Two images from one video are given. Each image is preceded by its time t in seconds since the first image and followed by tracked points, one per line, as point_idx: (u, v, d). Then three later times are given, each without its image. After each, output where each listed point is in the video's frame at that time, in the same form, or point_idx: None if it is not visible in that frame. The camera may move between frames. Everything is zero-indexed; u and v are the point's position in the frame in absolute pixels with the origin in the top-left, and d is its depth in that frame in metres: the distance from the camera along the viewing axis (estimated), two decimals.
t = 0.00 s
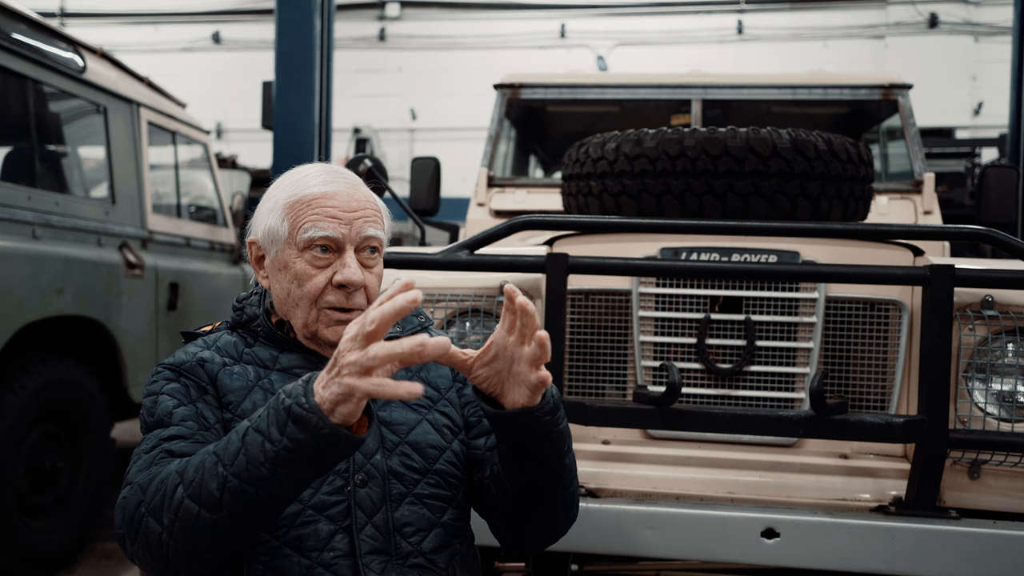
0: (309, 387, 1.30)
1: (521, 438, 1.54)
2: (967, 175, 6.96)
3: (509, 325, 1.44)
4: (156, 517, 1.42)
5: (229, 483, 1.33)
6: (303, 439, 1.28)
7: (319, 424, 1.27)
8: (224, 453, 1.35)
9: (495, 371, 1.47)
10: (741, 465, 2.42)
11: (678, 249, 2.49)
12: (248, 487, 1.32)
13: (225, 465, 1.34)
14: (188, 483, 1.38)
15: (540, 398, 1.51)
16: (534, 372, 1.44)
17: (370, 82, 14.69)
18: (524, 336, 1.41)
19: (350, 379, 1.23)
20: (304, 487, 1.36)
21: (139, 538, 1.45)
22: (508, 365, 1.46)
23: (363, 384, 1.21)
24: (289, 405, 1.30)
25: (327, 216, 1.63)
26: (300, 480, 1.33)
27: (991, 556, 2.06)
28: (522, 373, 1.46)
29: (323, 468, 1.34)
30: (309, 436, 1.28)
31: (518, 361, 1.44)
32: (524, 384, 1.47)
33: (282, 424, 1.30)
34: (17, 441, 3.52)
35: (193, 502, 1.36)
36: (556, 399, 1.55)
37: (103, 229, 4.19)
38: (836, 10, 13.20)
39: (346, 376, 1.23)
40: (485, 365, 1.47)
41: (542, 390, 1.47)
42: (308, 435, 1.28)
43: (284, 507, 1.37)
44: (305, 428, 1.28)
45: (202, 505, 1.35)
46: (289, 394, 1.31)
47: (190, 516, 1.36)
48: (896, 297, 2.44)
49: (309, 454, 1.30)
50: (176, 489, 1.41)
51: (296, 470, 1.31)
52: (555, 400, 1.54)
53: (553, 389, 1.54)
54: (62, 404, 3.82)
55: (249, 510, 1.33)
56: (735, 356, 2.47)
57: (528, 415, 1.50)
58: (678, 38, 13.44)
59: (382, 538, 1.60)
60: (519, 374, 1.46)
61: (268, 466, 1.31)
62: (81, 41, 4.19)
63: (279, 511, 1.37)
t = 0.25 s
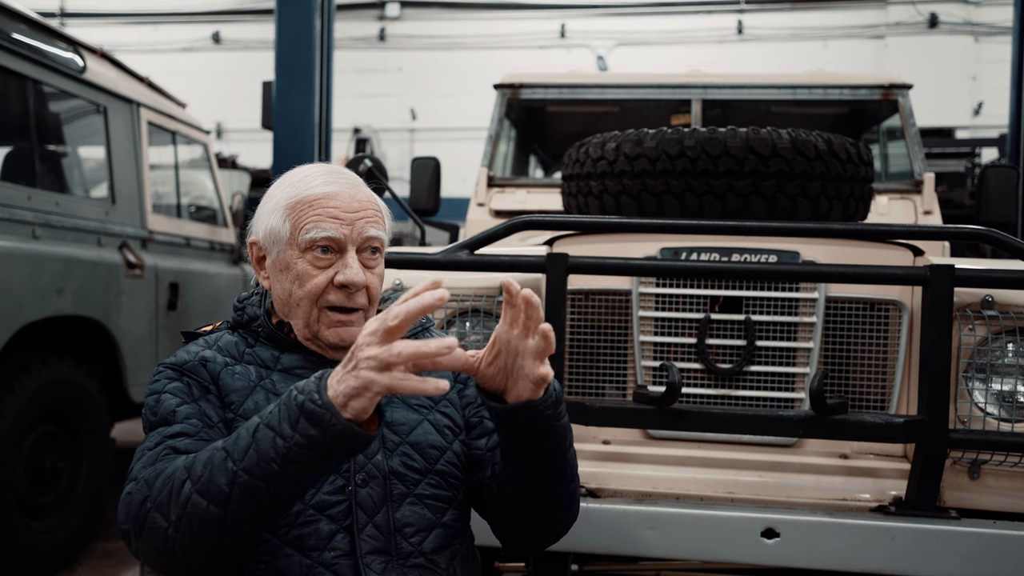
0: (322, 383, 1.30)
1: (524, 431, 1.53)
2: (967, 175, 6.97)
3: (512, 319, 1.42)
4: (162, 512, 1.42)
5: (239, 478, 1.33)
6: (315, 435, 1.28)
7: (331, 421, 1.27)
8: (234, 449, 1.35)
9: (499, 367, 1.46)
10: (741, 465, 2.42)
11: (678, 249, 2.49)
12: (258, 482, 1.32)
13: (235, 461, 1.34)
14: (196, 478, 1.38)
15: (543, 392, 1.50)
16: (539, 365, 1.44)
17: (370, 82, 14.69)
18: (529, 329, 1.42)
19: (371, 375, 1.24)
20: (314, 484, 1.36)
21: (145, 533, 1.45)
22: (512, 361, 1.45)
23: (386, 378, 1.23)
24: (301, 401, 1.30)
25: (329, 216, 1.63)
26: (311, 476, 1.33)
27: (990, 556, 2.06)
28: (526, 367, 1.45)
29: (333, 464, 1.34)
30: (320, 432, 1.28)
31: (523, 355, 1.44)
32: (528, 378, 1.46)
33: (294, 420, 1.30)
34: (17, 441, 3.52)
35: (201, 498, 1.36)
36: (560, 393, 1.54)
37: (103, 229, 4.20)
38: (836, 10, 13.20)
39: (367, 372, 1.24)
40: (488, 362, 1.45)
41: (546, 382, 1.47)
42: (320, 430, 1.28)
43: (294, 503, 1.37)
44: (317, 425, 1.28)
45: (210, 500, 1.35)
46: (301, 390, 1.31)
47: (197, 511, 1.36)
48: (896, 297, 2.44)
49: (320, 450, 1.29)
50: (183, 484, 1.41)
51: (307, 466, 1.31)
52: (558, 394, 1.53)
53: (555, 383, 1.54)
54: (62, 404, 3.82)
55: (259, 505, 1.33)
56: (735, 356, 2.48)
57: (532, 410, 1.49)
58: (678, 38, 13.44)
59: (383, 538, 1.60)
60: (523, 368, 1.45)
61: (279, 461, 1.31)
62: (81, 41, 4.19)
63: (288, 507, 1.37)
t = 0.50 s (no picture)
0: (330, 380, 1.31)
1: (526, 430, 1.53)
2: (967, 175, 6.97)
3: (514, 318, 1.42)
4: (166, 508, 1.41)
5: (244, 474, 1.33)
6: (322, 431, 1.28)
7: (339, 417, 1.27)
8: (240, 445, 1.35)
9: (503, 365, 1.46)
10: (741, 465, 2.42)
11: (678, 249, 2.49)
12: (264, 478, 1.32)
13: (241, 457, 1.34)
14: (201, 474, 1.38)
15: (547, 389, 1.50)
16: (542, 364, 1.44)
17: (370, 82, 14.69)
18: (531, 327, 1.42)
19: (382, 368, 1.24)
20: (320, 481, 1.36)
21: (147, 529, 1.45)
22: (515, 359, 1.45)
23: (396, 372, 1.24)
24: (309, 397, 1.30)
25: (331, 216, 1.62)
26: (317, 473, 1.33)
27: (990, 556, 2.06)
28: (530, 366, 1.45)
29: (338, 462, 1.34)
30: (328, 428, 1.28)
31: (527, 354, 1.43)
32: (530, 377, 1.46)
33: (302, 416, 1.30)
34: (17, 441, 3.52)
35: (206, 493, 1.36)
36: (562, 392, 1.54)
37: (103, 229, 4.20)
38: (836, 10, 13.20)
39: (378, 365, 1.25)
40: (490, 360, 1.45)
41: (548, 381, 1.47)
42: (327, 427, 1.28)
43: (299, 500, 1.37)
44: (325, 421, 1.28)
45: (215, 496, 1.35)
46: (308, 386, 1.31)
47: (201, 507, 1.36)
48: (896, 297, 2.44)
49: (327, 447, 1.29)
50: (187, 480, 1.40)
51: (313, 463, 1.31)
52: (560, 393, 1.53)
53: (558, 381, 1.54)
54: (62, 404, 3.82)
55: (264, 501, 1.33)
56: (735, 356, 2.48)
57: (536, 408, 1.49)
58: (678, 38, 13.44)
59: (383, 538, 1.60)
60: (525, 367, 1.45)
61: (285, 458, 1.31)
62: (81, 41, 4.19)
63: (294, 503, 1.37)
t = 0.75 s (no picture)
0: (330, 377, 1.31)
1: (526, 428, 1.53)
2: (967, 175, 6.97)
3: (513, 317, 1.42)
4: (165, 505, 1.41)
5: (244, 471, 1.33)
6: (322, 428, 1.29)
7: (338, 414, 1.28)
8: (239, 442, 1.36)
9: (501, 364, 1.47)
10: (741, 465, 2.42)
11: (678, 249, 2.49)
12: (264, 475, 1.32)
13: (241, 454, 1.34)
14: (201, 472, 1.38)
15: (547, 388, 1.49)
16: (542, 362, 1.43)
17: (370, 82, 14.69)
18: (530, 325, 1.42)
19: (382, 367, 1.24)
20: (320, 479, 1.36)
21: (146, 527, 1.44)
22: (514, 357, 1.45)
23: (394, 369, 1.23)
24: (308, 394, 1.30)
25: (330, 216, 1.63)
26: (316, 471, 1.33)
27: (990, 556, 2.06)
28: (529, 365, 1.45)
29: (338, 459, 1.34)
30: (328, 425, 1.28)
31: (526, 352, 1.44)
32: (528, 376, 1.47)
33: (301, 413, 1.30)
34: (17, 441, 3.52)
35: (206, 491, 1.36)
36: (562, 392, 1.54)
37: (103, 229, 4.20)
38: (836, 10, 13.20)
39: (378, 363, 1.25)
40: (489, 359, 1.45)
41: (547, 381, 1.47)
42: (327, 424, 1.28)
43: (299, 498, 1.37)
44: (325, 418, 1.28)
45: (215, 494, 1.35)
46: (308, 384, 1.32)
47: (201, 504, 1.36)
48: (896, 297, 2.44)
49: (327, 444, 1.30)
50: (187, 478, 1.40)
51: (314, 460, 1.31)
52: (560, 393, 1.53)
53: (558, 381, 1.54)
54: (62, 404, 3.82)
55: (264, 498, 1.33)
56: (735, 356, 2.48)
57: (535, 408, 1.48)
58: (678, 38, 13.44)
59: (383, 538, 1.60)
60: (524, 366, 1.46)
61: (285, 455, 1.31)
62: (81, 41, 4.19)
63: (294, 502, 1.37)
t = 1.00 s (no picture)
0: (328, 375, 1.31)
1: (525, 427, 1.53)
2: (967, 175, 6.98)
3: (512, 314, 1.42)
4: (164, 504, 1.41)
5: (243, 470, 1.33)
6: (320, 427, 1.29)
7: (336, 412, 1.28)
8: (238, 441, 1.36)
9: (499, 361, 1.46)
10: (741, 465, 2.42)
11: (678, 249, 2.49)
12: (262, 473, 1.32)
13: (239, 452, 1.35)
14: (199, 470, 1.38)
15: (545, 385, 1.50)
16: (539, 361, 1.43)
17: (370, 82, 14.69)
18: (528, 323, 1.42)
19: (380, 366, 1.24)
20: (318, 477, 1.36)
21: (145, 526, 1.44)
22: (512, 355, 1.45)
23: (392, 370, 1.23)
24: (307, 392, 1.31)
25: (327, 215, 1.63)
26: (315, 469, 1.33)
27: (990, 556, 2.06)
28: (526, 362, 1.45)
29: (337, 458, 1.34)
30: (327, 424, 1.28)
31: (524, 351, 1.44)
32: (525, 373, 1.47)
33: (300, 411, 1.30)
34: (17, 441, 3.52)
35: (204, 490, 1.36)
36: (560, 389, 1.54)
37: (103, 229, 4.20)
38: (836, 10, 13.20)
39: (376, 362, 1.25)
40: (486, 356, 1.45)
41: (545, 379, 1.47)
42: (326, 422, 1.29)
43: (298, 497, 1.37)
44: (323, 416, 1.29)
45: (213, 492, 1.35)
46: (307, 382, 1.32)
47: (200, 502, 1.36)
48: (896, 297, 2.44)
49: (325, 442, 1.30)
50: (186, 476, 1.40)
51: (312, 458, 1.31)
52: (558, 389, 1.53)
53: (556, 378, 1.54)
54: (62, 404, 3.82)
55: (262, 497, 1.33)
56: (735, 356, 2.48)
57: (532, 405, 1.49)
58: (678, 38, 13.44)
59: (383, 538, 1.60)
60: (521, 363, 1.46)
61: (283, 453, 1.31)
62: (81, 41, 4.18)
63: (292, 501, 1.37)
